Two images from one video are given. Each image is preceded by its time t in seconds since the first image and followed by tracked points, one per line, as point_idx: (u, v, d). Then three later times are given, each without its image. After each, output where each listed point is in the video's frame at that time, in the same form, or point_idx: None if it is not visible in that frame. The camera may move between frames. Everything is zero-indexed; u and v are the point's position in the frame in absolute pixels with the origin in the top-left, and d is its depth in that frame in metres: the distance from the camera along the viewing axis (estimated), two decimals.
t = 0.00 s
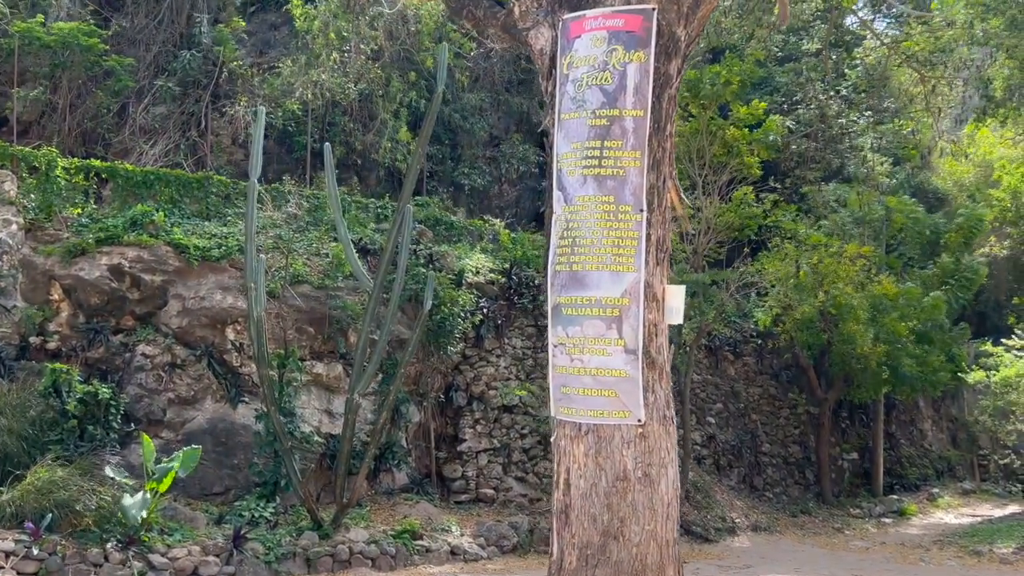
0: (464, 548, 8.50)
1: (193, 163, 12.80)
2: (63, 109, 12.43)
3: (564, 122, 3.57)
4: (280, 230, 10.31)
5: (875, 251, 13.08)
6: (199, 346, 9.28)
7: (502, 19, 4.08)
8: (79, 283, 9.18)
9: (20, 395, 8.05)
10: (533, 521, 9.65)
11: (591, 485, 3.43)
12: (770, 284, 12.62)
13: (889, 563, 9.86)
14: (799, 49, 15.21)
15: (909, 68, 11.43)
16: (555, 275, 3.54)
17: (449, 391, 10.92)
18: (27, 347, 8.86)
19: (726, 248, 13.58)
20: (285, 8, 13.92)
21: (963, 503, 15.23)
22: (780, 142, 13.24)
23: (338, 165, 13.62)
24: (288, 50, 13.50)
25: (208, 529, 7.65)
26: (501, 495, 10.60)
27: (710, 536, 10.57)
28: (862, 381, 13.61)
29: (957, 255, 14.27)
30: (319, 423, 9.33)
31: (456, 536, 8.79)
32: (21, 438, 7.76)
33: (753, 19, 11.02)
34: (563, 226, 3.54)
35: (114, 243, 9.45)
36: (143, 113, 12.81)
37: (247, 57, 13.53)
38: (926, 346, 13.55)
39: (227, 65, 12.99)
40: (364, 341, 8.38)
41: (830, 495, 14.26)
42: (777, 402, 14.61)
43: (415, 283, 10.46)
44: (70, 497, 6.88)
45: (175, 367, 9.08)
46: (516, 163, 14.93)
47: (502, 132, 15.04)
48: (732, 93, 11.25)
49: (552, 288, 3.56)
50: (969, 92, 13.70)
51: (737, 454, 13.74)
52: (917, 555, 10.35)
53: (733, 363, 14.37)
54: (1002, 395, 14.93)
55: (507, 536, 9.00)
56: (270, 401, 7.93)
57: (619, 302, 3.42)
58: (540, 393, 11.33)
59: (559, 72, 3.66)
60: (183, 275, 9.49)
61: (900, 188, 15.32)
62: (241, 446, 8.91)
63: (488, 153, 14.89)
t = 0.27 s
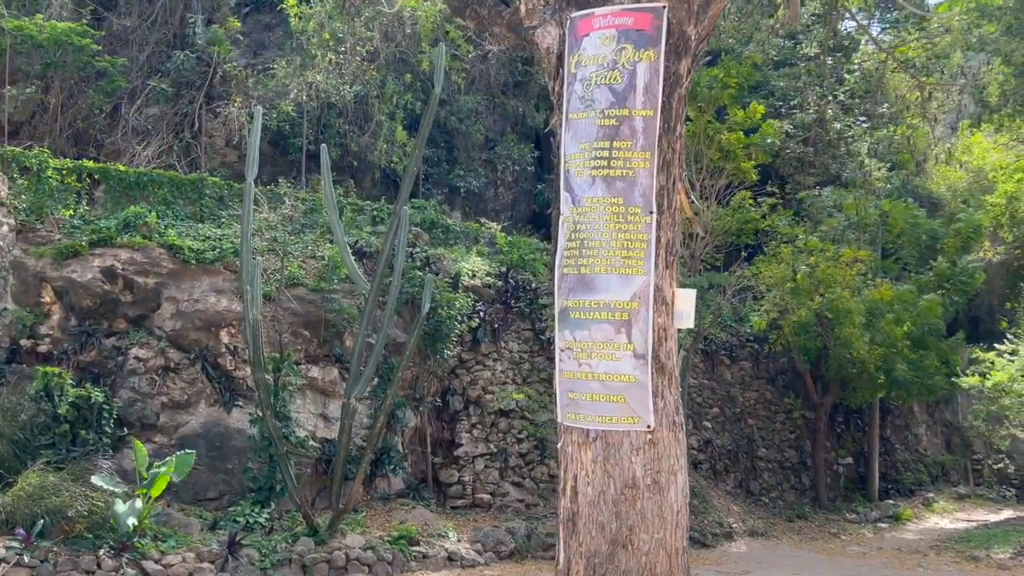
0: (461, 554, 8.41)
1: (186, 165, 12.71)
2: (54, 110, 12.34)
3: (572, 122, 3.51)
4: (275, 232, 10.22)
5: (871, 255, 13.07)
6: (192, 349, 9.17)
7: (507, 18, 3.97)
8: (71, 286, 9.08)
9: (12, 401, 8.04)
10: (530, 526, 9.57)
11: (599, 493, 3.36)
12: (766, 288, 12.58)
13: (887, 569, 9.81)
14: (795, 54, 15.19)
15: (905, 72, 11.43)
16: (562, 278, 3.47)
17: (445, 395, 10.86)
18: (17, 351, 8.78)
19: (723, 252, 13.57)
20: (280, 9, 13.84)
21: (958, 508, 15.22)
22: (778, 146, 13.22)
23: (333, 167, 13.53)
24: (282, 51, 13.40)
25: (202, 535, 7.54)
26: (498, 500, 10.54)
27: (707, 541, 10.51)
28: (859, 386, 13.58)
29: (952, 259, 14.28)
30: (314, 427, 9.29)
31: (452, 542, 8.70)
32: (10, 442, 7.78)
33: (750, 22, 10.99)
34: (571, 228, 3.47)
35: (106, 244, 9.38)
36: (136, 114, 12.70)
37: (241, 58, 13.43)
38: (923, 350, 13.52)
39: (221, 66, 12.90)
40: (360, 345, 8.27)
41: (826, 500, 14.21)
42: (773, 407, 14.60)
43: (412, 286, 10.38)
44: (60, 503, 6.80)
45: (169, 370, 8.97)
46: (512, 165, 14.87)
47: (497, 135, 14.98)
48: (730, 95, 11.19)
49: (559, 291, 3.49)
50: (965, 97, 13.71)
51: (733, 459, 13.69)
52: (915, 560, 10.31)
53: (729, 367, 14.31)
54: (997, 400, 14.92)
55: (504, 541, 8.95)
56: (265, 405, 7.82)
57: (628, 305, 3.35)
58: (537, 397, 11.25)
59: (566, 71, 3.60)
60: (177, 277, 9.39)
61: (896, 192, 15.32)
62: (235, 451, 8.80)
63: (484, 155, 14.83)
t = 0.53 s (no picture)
0: (455, 560, 8.31)
1: (178, 166, 12.61)
2: (45, 110, 12.23)
3: (575, 121, 3.44)
4: (269, 234, 10.13)
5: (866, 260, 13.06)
6: (184, 352, 9.05)
7: (508, 15, 3.92)
8: (61, 287, 8.97)
9: None
10: (525, 531, 9.50)
11: (602, 499, 3.28)
12: (762, 291, 12.59)
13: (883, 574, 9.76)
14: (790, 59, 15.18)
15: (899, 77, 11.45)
16: (565, 279, 3.40)
17: (440, 399, 10.76)
18: (6, 353, 8.67)
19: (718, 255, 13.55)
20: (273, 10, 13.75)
21: (952, 513, 15.21)
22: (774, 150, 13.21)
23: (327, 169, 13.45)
24: (276, 52, 13.32)
25: (194, 540, 7.43)
26: (492, 505, 10.47)
27: (702, 547, 10.45)
28: (853, 390, 13.56)
29: (946, 263, 14.29)
30: (306, 431, 9.12)
31: (446, 547, 8.62)
32: None
33: (745, 26, 10.97)
34: (574, 228, 3.40)
35: (96, 246, 9.28)
36: (127, 115, 12.59)
37: (234, 59, 13.34)
38: (917, 355, 13.51)
39: (214, 66, 12.80)
40: (354, 347, 8.19)
41: (820, 504, 14.17)
42: (767, 411, 14.55)
43: (406, 288, 10.30)
44: (49, 508, 6.71)
45: (160, 374, 8.87)
46: (506, 168, 14.81)
47: (491, 138, 14.93)
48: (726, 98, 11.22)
49: (561, 293, 3.42)
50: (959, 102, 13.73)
51: (728, 464, 13.64)
52: (911, 565, 10.26)
53: (723, 371, 14.24)
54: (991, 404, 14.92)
55: (499, 547, 8.85)
56: (258, 408, 7.73)
57: (632, 307, 3.28)
58: (531, 402, 11.21)
59: (569, 69, 3.53)
60: (168, 278, 9.29)
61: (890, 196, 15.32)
62: (227, 455, 8.66)
63: (478, 158, 14.76)
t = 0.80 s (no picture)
0: (447, 563, 8.21)
1: (168, 166, 12.48)
2: (33, 109, 12.06)
3: (573, 114, 3.36)
4: (259, 233, 9.99)
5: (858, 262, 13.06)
6: (172, 352, 8.94)
7: (505, 8, 3.85)
8: (48, 287, 8.83)
9: None
10: (517, 534, 9.42)
11: (601, 501, 3.21)
12: (753, 293, 12.62)
13: None
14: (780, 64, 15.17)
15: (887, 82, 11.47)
16: (563, 276, 3.33)
17: (431, 401, 10.65)
18: None
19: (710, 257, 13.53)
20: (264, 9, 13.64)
21: (944, 517, 15.20)
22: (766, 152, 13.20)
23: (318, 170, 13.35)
24: (266, 51, 13.22)
25: (181, 543, 7.32)
26: (484, 508, 10.38)
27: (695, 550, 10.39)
28: (845, 393, 13.53)
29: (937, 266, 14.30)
30: (296, 433, 9.00)
31: (438, 551, 8.53)
32: None
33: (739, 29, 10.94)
34: (572, 224, 3.33)
35: (83, 245, 9.16)
36: (116, 114, 12.45)
37: (225, 58, 13.22)
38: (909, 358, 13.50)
39: (204, 66, 12.68)
40: (345, 348, 8.08)
41: (813, 507, 14.13)
42: (759, 414, 14.50)
43: (397, 289, 10.21)
44: (33, 511, 6.55)
45: (147, 374, 8.75)
46: (498, 169, 14.75)
47: (483, 139, 14.88)
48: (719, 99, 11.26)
49: (559, 290, 3.34)
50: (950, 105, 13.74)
51: (720, 467, 13.61)
52: (904, 569, 10.23)
53: (716, 373, 14.19)
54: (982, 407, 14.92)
55: (491, 550, 8.78)
56: (247, 410, 7.62)
57: (632, 305, 3.21)
58: (523, 403, 11.13)
59: (568, 62, 3.46)
60: (156, 278, 9.17)
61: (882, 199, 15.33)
62: (215, 457, 8.53)
63: (470, 159, 14.69)
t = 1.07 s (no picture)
0: (436, 569, 8.09)
1: (154, 165, 12.33)
2: (18, 106, 11.85)
3: (569, 111, 3.27)
4: (246, 234, 9.75)
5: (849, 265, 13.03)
6: (157, 354, 8.79)
7: (498, 2, 3.76)
8: (30, 287, 8.58)
9: None
10: (506, 539, 9.32)
11: (596, 509, 3.11)
12: (744, 295, 12.55)
13: None
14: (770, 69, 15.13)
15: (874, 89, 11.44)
16: (558, 277, 3.23)
17: (420, 403, 10.54)
18: None
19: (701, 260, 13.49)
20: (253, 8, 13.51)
21: (934, 520, 15.18)
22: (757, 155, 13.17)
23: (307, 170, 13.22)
24: (254, 50, 13.08)
25: (165, 549, 7.19)
26: (473, 512, 10.28)
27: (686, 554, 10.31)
28: (836, 397, 13.49)
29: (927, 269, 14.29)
30: (282, 436, 8.85)
31: (426, 556, 8.41)
32: None
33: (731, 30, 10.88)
34: (567, 223, 3.23)
35: (68, 244, 8.96)
36: (102, 113, 12.29)
37: (213, 56, 13.07)
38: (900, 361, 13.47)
39: (191, 64, 12.53)
40: (333, 350, 7.94)
41: (803, 511, 14.08)
42: (750, 417, 14.41)
43: (387, 290, 10.09)
44: (12, 516, 6.38)
45: (132, 376, 8.60)
46: (488, 170, 14.65)
47: (474, 139, 14.81)
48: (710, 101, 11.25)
49: (553, 292, 3.25)
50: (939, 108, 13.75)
51: (710, 470, 13.56)
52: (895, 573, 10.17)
53: (706, 376, 14.10)
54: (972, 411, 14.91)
55: (480, 555, 8.66)
56: (232, 413, 7.48)
57: (628, 307, 3.11)
58: (513, 406, 11.03)
59: (563, 57, 3.36)
60: (141, 279, 9.03)
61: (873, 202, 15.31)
62: (200, 460, 8.41)
63: (461, 160, 14.59)
